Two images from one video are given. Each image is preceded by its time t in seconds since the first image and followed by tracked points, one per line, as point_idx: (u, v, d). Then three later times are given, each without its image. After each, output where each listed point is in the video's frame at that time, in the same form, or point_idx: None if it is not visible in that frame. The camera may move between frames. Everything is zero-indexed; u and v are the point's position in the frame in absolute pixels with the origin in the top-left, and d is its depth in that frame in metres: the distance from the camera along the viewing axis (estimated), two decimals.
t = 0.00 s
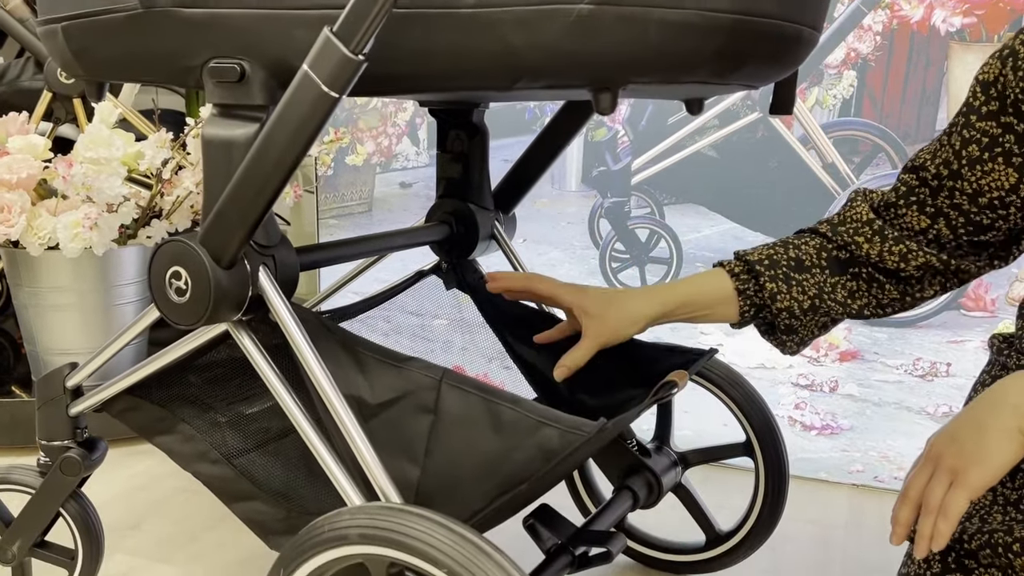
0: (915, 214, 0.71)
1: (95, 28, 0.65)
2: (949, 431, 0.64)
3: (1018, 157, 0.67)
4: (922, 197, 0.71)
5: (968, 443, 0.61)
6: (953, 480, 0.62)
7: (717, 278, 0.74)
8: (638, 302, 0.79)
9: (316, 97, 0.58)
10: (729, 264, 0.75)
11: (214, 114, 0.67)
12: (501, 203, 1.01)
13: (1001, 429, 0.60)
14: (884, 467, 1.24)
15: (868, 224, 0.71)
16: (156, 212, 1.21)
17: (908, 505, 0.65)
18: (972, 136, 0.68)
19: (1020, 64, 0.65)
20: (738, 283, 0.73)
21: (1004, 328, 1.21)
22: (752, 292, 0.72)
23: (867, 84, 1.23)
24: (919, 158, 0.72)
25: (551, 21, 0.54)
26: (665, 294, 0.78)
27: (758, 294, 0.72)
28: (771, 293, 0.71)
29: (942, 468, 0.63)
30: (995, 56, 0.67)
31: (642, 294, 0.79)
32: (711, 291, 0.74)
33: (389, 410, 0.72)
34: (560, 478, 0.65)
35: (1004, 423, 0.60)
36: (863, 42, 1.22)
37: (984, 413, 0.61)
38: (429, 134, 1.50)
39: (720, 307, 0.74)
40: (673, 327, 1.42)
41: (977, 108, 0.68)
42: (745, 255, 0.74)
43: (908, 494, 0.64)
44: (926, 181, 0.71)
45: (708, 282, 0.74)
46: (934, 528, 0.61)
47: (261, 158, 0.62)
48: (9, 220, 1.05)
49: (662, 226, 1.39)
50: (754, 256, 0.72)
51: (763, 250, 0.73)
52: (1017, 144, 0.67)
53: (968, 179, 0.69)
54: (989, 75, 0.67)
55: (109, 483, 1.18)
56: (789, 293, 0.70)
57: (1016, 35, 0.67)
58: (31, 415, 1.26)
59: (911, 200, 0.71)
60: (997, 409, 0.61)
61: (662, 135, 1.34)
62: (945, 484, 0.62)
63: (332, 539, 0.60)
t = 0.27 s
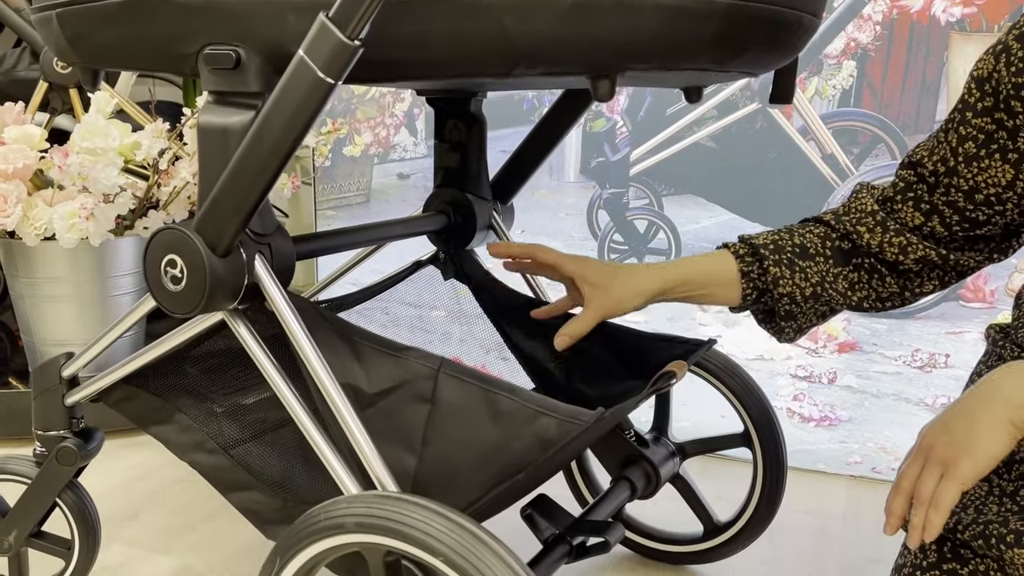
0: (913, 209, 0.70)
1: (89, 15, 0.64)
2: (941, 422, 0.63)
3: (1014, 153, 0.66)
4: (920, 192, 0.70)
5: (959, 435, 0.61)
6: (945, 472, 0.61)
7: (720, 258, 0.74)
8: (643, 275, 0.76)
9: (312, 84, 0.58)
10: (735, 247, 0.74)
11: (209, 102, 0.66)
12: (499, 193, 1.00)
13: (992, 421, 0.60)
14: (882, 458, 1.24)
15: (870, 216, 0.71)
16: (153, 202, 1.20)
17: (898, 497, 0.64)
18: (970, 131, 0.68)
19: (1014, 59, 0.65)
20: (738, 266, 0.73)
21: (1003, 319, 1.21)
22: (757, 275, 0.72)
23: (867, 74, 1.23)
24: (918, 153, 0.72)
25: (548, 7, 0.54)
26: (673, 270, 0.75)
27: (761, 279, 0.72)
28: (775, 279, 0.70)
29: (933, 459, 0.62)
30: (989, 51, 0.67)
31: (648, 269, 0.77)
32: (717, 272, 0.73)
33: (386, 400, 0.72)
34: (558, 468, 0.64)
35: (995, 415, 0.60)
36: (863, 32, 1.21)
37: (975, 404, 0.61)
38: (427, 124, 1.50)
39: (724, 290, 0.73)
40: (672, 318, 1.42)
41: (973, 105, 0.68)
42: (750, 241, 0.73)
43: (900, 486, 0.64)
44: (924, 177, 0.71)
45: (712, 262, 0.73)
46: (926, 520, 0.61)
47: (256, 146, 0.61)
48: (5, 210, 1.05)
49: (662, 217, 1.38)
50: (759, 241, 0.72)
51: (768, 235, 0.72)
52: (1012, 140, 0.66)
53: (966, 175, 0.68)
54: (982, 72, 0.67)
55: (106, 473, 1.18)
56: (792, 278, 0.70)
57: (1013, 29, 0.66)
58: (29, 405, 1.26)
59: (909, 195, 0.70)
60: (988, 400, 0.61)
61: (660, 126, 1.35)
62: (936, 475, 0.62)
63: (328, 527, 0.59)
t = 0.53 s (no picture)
0: (903, 201, 0.70)
1: (85, 3, 0.64)
2: (936, 411, 0.63)
3: (1007, 145, 0.66)
4: (911, 184, 0.70)
5: (953, 425, 0.61)
6: (939, 462, 0.61)
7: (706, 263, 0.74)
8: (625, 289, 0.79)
9: (310, 72, 0.58)
10: (716, 250, 0.74)
11: (207, 91, 0.66)
12: (497, 184, 0.99)
13: (986, 411, 0.59)
14: (880, 451, 1.23)
15: (855, 212, 0.71)
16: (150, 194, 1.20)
17: (892, 486, 0.64)
18: (962, 123, 0.68)
19: (1009, 50, 0.64)
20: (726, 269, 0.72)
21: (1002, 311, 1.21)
22: (740, 276, 0.72)
23: (867, 66, 1.22)
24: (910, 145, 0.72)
25: None
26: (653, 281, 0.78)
27: (745, 280, 0.72)
28: (758, 280, 0.71)
29: (928, 449, 0.62)
30: (985, 42, 0.67)
31: (628, 281, 0.80)
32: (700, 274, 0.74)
33: (384, 389, 0.72)
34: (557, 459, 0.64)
35: (989, 405, 0.59)
36: (863, 24, 1.21)
37: (969, 394, 0.60)
38: (425, 116, 1.50)
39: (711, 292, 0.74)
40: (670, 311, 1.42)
41: (967, 96, 0.68)
42: (733, 241, 0.74)
43: (896, 475, 0.64)
44: (916, 169, 0.71)
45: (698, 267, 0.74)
46: (921, 509, 0.61)
47: (254, 134, 0.61)
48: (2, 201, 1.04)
49: (660, 209, 1.38)
50: (741, 242, 0.72)
51: (749, 237, 0.73)
52: (1005, 131, 0.66)
53: (957, 167, 0.68)
54: (978, 62, 0.67)
55: (105, 465, 1.18)
56: (776, 279, 0.70)
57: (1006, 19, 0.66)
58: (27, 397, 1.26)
59: (899, 187, 0.70)
60: (982, 389, 0.60)
61: (660, 117, 1.34)
62: (931, 464, 0.62)
63: (326, 517, 0.59)
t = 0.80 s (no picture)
0: (903, 196, 0.70)
1: None
2: (931, 404, 0.63)
3: (1005, 140, 0.66)
4: (910, 179, 0.70)
5: (947, 417, 0.61)
6: (933, 454, 0.61)
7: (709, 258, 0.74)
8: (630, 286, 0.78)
9: (308, 63, 0.58)
10: (718, 245, 0.74)
11: (205, 82, 0.66)
12: (496, 177, 0.99)
13: (979, 403, 0.59)
14: (879, 444, 1.24)
15: (856, 206, 0.71)
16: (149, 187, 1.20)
17: (886, 478, 0.64)
18: (960, 118, 0.68)
19: (1007, 46, 0.64)
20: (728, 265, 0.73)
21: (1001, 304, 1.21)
22: (740, 273, 0.72)
23: (866, 59, 1.22)
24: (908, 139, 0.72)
25: None
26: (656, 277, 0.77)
27: (747, 275, 0.72)
28: (759, 274, 0.71)
29: (922, 442, 0.62)
30: (983, 37, 0.67)
31: (632, 277, 0.79)
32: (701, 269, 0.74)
33: (384, 381, 0.72)
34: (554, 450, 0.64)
35: (983, 397, 0.59)
36: (862, 16, 1.21)
37: (963, 386, 0.61)
38: (425, 109, 1.50)
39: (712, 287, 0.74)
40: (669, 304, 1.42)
41: (965, 91, 0.68)
42: (735, 235, 0.74)
43: (890, 467, 0.64)
44: (915, 164, 0.70)
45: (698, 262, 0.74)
46: (915, 502, 0.62)
47: (253, 125, 0.61)
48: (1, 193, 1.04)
49: (659, 202, 1.38)
50: (743, 237, 0.73)
51: (750, 231, 0.73)
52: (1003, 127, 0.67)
53: (955, 163, 0.68)
54: (976, 57, 0.67)
55: (104, 458, 1.18)
56: (778, 274, 0.70)
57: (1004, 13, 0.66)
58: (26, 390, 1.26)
59: (899, 182, 0.70)
60: (975, 382, 0.60)
61: (660, 111, 1.34)
62: (925, 456, 0.62)
63: (324, 508, 0.59)
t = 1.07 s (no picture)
0: (913, 194, 0.70)
1: None
2: (928, 398, 0.63)
3: (1004, 141, 0.67)
4: (920, 178, 0.70)
5: (943, 411, 0.61)
6: (930, 448, 0.61)
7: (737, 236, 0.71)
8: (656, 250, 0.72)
9: (307, 55, 0.57)
10: (748, 226, 0.72)
11: (203, 74, 0.65)
12: (496, 169, 0.99)
13: (976, 397, 0.59)
14: (878, 438, 1.24)
15: (877, 201, 0.71)
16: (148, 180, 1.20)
17: (884, 474, 0.64)
18: (960, 122, 0.69)
19: (1000, 47, 0.66)
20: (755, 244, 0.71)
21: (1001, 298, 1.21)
22: (769, 254, 0.70)
23: (867, 52, 1.22)
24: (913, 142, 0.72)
25: None
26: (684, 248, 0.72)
27: (774, 259, 0.70)
28: (785, 260, 0.70)
29: (919, 435, 0.62)
30: (978, 40, 0.68)
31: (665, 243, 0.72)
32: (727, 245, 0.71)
33: (383, 373, 0.72)
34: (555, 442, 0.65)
35: (980, 390, 0.59)
36: (863, 10, 1.21)
37: (960, 380, 0.60)
38: (424, 102, 1.50)
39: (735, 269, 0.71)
40: (668, 299, 1.41)
41: (964, 94, 0.69)
42: (762, 220, 0.72)
43: (887, 461, 0.64)
44: (922, 165, 0.71)
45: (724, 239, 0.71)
46: (912, 496, 0.61)
47: (252, 117, 0.61)
48: None
49: (659, 196, 1.37)
50: (772, 221, 0.71)
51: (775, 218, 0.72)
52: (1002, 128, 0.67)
53: (959, 164, 0.69)
54: (973, 59, 0.68)
55: (103, 451, 1.18)
56: (803, 261, 0.69)
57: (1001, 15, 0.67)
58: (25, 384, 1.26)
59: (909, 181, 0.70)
60: (972, 376, 0.60)
61: (660, 104, 1.34)
62: (922, 451, 0.62)
63: (324, 500, 0.59)
